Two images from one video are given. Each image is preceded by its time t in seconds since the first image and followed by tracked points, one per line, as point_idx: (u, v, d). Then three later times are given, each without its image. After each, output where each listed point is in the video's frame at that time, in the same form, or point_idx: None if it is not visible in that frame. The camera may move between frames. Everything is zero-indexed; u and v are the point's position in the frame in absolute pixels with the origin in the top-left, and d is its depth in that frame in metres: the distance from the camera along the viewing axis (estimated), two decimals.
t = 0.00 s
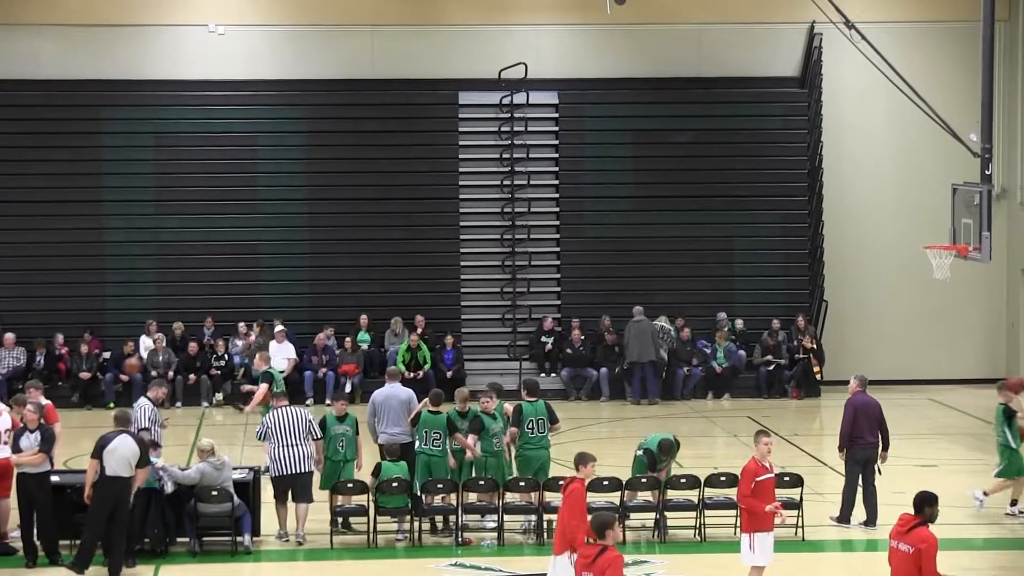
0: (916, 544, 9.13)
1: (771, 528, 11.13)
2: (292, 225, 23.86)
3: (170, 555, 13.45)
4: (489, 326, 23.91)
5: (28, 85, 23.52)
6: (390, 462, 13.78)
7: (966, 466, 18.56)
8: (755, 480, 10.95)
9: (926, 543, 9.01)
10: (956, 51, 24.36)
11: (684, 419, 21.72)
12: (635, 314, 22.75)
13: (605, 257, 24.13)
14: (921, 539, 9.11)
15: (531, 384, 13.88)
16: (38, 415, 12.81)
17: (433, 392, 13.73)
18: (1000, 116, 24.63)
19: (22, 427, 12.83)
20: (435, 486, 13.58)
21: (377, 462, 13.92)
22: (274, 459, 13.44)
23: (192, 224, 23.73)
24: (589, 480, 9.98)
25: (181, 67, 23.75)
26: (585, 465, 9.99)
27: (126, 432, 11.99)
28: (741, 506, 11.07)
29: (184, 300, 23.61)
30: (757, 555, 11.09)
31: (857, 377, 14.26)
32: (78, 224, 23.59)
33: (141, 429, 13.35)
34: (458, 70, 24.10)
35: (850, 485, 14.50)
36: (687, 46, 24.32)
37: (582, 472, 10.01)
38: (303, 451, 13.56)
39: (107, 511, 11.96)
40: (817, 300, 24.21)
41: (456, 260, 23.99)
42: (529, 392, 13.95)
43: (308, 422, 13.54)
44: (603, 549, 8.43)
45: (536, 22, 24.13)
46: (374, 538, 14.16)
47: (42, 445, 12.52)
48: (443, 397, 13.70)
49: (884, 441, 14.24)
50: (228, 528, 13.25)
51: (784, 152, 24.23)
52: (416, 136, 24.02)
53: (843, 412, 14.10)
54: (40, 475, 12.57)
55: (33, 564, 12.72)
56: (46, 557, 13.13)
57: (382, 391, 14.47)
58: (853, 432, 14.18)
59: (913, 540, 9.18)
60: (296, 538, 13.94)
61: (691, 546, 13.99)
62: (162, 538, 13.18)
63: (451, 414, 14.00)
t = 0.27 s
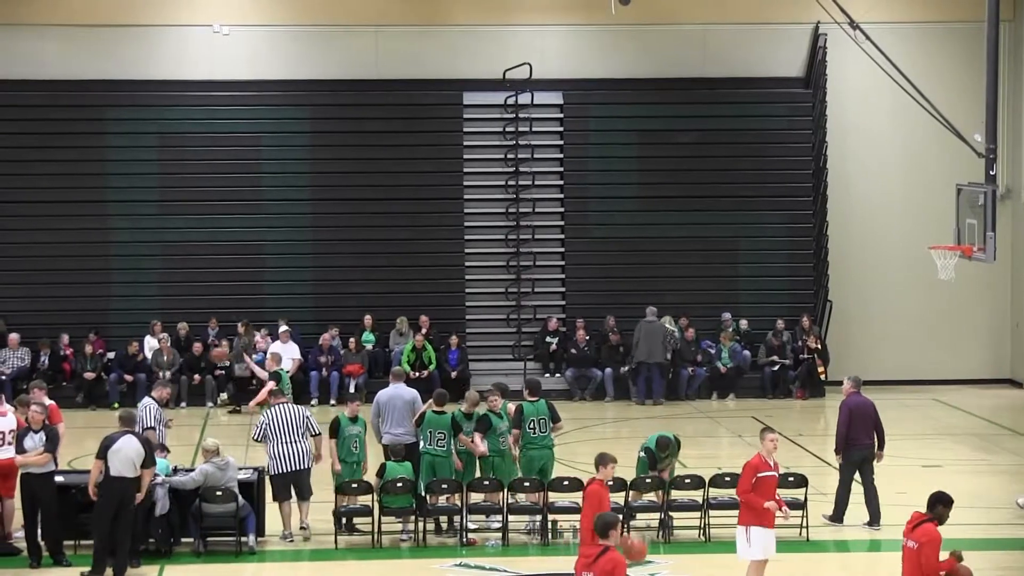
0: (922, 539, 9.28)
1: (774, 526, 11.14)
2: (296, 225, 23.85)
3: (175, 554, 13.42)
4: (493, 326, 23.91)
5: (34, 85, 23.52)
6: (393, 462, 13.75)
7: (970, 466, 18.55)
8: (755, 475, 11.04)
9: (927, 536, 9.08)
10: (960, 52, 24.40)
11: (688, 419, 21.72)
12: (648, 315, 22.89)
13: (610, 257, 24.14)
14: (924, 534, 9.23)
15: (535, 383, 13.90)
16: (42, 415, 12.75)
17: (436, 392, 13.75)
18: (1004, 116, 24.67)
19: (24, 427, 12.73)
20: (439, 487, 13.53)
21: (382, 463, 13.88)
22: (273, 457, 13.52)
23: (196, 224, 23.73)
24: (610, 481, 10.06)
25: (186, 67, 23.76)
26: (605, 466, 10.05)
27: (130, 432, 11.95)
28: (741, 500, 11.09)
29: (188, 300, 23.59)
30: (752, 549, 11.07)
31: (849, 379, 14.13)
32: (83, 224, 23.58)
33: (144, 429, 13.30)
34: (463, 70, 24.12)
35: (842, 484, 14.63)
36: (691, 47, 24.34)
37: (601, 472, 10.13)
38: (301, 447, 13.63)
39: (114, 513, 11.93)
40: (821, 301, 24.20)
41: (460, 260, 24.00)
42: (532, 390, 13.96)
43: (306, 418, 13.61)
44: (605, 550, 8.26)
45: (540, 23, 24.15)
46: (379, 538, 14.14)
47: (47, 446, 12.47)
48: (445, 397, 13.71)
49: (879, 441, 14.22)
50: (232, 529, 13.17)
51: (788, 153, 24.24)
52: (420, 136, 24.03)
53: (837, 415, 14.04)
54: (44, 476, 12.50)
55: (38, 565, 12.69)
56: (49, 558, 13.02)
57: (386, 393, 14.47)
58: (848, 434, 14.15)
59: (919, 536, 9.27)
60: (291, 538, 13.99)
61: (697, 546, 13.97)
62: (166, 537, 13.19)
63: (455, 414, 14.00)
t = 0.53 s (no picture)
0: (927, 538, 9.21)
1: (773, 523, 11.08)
2: (298, 225, 23.84)
3: (178, 554, 13.42)
4: (496, 326, 23.90)
5: (36, 85, 23.51)
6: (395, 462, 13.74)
7: (971, 466, 18.55)
8: (751, 473, 10.98)
9: (930, 535, 9.05)
10: (963, 52, 24.41)
11: (691, 419, 21.72)
12: (658, 316, 22.74)
13: (612, 257, 24.14)
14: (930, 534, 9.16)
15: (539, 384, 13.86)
16: (45, 415, 12.70)
17: (440, 392, 13.74)
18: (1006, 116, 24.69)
19: (26, 426, 12.66)
20: (441, 487, 13.52)
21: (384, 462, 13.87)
22: (273, 456, 13.63)
23: (199, 224, 23.73)
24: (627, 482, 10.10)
25: (189, 68, 23.75)
26: (621, 465, 10.04)
27: (133, 433, 11.93)
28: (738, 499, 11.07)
29: (191, 300, 23.59)
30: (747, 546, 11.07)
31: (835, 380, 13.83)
32: (85, 224, 23.58)
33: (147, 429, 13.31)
34: (465, 70, 24.11)
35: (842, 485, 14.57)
36: (694, 47, 24.33)
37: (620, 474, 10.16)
38: (301, 446, 13.75)
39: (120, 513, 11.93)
40: (824, 300, 24.21)
41: (463, 259, 23.99)
42: (534, 391, 13.99)
43: (304, 417, 13.76)
44: (617, 551, 8.22)
45: (543, 23, 24.13)
46: (381, 538, 14.13)
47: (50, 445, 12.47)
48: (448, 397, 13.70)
49: (867, 440, 14.21)
50: (235, 529, 13.21)
51: (791, 153, 24.24)
52: (423, 136, 24.02)
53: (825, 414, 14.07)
54: (47, 477, 12.49)
55: (40, 565, 12.68)
56: (52, 558, 13.03)
57: (387, 392, 14.39)
58: (837, 434, 14.14)
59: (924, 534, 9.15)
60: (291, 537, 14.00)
61: (699, 546, 13.97)
62: (169, 537, 13.21)
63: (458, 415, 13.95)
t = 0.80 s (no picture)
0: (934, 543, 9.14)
1: (770, 522, 11.03)
2: (300, 225, 23.85)
3: (180, 555, 13.40)
4: (498, 326, 23.91)
5: (39, 85, 23.51)
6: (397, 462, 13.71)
7: (974, 466, 18.55)
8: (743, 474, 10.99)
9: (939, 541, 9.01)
10: (965, 52, 24.42)
11: (693, 419, 21.72)
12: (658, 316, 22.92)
13: (615, 257, 24.14)
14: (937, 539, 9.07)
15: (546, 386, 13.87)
16: (51, 416, 12.69)
17: (442, 392, 13.74)
18: (1008, 117, 24.71)
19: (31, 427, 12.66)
20: (444, 487, 13.51)
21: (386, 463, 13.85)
22: (274, 456, 13.67)
23: (201, 224, 23.73)
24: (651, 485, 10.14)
25: (191, 68, 23.74)
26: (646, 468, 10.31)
27: (137, 434, 11.92)
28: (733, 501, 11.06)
29: (193, 300, 23.59)
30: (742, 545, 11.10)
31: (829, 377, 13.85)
32: (87, 224, 23.57)
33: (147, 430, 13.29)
34: (468, 70, 24.10)
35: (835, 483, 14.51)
36: (696, 47, 24.33)
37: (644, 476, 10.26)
38: (298, 446, 13.86)
39: (128, 514, 11.93)
40: (826, 301, 24.22)
41: (465, 259, 24.00)
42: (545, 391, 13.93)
43: (301, 417, 13.90)
44: (637, 551, 8.23)
45: (546, 23, 24.12)
46: (383, 539, 14.11)
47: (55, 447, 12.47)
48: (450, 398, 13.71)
49: (862, 440, 14.19)
50: (238, 529, 13.19)
51: (793, 153, 24.27)
52: (425, 136, 24.04)
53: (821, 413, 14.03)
54: (52, 477, 12.50)
55: (43, 565, 12.64)
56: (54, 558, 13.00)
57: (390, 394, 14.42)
58: (831, 432, 14.12)
59: (933, 539, 9.10)
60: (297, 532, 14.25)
61: (702, 546, 13.97)
62: (172, 538, 13.19)
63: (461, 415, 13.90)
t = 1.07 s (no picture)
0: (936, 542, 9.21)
1: (766, 517, 11.13)
2: (302, 225, 23.84)
3: (182, 555, 13.40)
4: (501, 326, 23.91)
5: (41, 85, 23.50)
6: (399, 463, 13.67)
7: (975, 466, 18.55)
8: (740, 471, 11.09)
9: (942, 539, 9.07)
10: (967, 52, 24.42)
11: (696, 418, 21.72)
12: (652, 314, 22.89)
13: (618, 257, 24.14)
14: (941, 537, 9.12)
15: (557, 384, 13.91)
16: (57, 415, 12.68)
17: (444, 392, 13.72)
18: (1010, 117, 24.73)
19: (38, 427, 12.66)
20: (446, 487, 13.47)
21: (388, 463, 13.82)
22: (271, 456, 13.79)
23: (203, 224, 23.72)
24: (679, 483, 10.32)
25: (193, 68, 23.74)
26: (678, 466, 10.35)
27: (141, 435, 11.90)
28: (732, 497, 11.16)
29: (196, 300, 23.58)
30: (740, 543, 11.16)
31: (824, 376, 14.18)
32: (89, 224, 23.56)
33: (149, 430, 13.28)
34: (471, 70, 24.10)
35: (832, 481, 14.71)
36: (698, 47, 24.34)
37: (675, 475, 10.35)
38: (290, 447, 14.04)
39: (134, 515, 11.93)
40: (828, 300, 24.22)
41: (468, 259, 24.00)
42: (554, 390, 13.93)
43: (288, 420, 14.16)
44: (649, 550, 8.22)
45: (549, 23, 24.13)
46: (385, 539, 14.09)
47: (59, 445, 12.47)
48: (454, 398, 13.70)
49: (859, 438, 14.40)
50: (240, 529, 13.21)
51: (795, 153, 24.27)
52: (427, 136, 24.03)
53: (821, 414, 14.16)
54: (58, 476, 12.54)
55: (45, 565, 12.62)
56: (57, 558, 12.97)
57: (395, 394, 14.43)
58: (831, 432, 14.27)
59: (935, 537, 9.15)
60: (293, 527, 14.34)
61: (705, 546, 13.96)
62: (174, 538, 13.22)
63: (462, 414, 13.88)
